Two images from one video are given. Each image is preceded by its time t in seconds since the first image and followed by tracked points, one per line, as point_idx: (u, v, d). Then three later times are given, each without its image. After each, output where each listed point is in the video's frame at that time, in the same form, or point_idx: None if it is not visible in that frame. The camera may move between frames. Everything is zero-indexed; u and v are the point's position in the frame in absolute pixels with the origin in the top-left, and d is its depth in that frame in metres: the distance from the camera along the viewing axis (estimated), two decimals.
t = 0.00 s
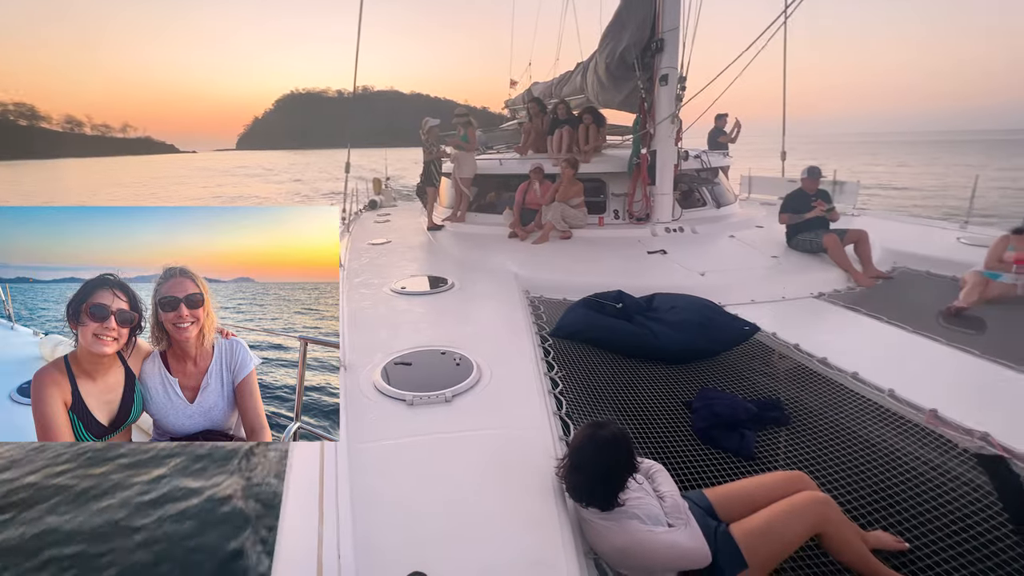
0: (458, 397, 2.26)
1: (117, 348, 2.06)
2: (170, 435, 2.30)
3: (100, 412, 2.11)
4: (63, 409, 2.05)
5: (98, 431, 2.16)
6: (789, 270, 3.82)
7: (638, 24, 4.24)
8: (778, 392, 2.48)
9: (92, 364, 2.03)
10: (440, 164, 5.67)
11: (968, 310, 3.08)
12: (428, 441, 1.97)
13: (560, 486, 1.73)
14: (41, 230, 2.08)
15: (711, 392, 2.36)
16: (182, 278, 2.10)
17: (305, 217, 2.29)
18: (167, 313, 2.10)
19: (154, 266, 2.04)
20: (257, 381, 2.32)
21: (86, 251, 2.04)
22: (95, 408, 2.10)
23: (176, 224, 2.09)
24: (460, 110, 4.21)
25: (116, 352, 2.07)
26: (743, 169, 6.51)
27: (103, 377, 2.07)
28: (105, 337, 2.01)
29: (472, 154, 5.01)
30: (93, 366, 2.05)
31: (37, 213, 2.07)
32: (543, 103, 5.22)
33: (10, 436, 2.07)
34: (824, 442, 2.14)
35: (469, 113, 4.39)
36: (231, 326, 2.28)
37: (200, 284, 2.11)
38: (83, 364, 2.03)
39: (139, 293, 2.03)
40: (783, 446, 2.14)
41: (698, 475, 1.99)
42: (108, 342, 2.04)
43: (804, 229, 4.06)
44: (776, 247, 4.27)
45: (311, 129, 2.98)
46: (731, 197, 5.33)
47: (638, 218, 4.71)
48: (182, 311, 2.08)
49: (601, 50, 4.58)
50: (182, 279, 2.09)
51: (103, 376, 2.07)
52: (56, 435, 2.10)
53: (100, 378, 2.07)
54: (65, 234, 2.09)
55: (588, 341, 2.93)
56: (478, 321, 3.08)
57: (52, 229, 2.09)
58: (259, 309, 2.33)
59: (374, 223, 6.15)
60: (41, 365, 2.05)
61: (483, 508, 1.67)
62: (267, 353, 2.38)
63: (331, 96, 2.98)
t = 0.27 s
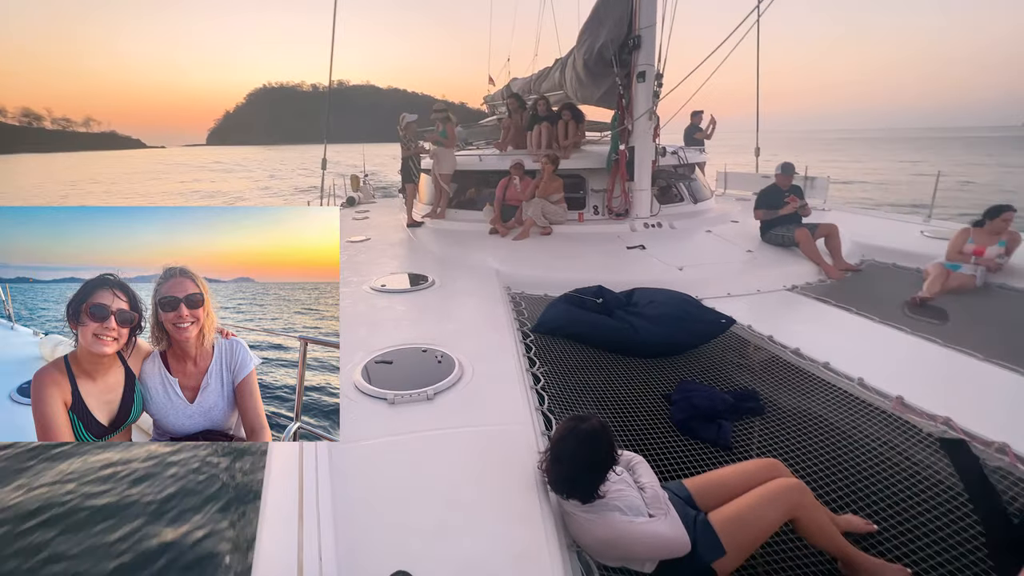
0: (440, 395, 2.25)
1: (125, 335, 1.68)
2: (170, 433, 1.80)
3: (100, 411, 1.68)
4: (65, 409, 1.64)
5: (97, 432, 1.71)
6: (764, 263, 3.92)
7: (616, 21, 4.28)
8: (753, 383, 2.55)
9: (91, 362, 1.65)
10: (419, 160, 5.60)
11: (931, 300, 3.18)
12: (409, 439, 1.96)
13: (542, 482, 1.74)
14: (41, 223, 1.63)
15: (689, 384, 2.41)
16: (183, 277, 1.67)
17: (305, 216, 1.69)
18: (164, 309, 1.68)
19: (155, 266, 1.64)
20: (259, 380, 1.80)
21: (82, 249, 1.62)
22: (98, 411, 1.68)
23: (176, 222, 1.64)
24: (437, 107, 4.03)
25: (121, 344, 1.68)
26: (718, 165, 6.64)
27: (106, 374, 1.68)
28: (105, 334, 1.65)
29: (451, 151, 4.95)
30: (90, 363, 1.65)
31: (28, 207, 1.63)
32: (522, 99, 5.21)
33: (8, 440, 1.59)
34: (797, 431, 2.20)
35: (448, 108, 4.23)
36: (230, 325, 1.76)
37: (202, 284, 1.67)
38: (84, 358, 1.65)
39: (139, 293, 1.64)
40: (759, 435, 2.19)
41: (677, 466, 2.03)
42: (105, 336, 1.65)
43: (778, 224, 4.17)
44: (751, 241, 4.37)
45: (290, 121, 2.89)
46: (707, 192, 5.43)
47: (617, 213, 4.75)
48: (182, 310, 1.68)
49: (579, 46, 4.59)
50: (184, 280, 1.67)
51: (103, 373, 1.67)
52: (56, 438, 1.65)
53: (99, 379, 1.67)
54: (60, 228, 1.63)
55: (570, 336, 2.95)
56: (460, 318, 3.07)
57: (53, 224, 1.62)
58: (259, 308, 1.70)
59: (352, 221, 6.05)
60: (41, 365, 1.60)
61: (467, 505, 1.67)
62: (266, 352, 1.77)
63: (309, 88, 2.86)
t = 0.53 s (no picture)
0: (422, 394, 2.24)
1: (125, 335, 1.64)
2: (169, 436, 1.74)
3: (100, 412, 1.64)
4: (64, 408, 1.60)
5: (97, 432, 1.66)
6: (740, 258, 4.01)
7: (593, 19, 4.29)
8: (731, 376, 2.61)
9: (92, 362, 1.61)
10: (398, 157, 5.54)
11: (898, 292, 3.29)
12: (392, 440, 1.94)
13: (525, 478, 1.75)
14: (45, 226, 1.64)
15: (669, 378, 2.45)
16: (183, 277, 1.66)
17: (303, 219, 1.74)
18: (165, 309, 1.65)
19: (155, 266, 1.63)
20: (259, 380, 1.79)
21: (83, 250, 1.62)
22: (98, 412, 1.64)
23: (176, 221, 1.65)
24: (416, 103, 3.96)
25: (121, 344, 1.64)
26: (694, 163, 6.75)
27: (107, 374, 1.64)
28: (104, 335, 1.61)
29: (431, 149, 4.92)
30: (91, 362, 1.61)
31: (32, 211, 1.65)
32: (501, 96, 5.20)
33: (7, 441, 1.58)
34: (773, 421, 2.26)
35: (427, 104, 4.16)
36: (231, 325, 1.74)
37: (202, 284, 1.67)
38: (84, 357, 1.61)
39: (139, 293, 1.62)
40: (736, 426, 2.25)
41: (658, 459, 2.06)
42: (105, 336, 1.61)
43: (753, 220, 4.26)
44: (728, 237, 4.46)
45: (265, 118, 2.83)
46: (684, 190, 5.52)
47: (596, 211, 4.78)
48: (182, 310, 1.66)
49: (557, 43, 4.59)
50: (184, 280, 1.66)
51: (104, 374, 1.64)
52: (56, 438, 1.62)
53: (99, 378, 1.63)
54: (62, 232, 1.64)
55: (551, 333, 2.97)
56: (442, 316, 3.06)
57: (57, 227, 1.64)
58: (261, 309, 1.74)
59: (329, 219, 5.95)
60: (41, 366, 1.58)
61: (451, 503, 1.67)
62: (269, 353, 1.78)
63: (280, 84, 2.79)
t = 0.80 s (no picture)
0: (406, 395, 2.23)
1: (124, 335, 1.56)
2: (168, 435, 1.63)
3: (100, 412, 1.56)
4: (63, 409, 1.54)
5: (97, 433, 1.56)
6: (718, 255, 4.09)
7: (572, 19, 4.31)
8: (711, 370, 2.66)
9: (94, 362, 1.55)
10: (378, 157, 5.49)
11: (870, 287, 3.39)
12: (375, 441, 1.92)
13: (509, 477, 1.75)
14: (51, 228, 1.64)
15: (651, 374, 2.49)
16: (183, 277, 1.61)
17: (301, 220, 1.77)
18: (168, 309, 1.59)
19: (155, 266, 1.60)
20: (259, 380, 1.68)
21: (85, 250, 1.61)
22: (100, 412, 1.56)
23: (176, 222, 1.65)
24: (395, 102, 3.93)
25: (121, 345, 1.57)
26: (673, 162, 6.84)
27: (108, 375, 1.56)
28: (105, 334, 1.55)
29: (411, 148, 4.88)
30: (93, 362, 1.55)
31: (37, 212, 1.65)
32: (482, 96, 5.20)
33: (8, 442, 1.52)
34: (752, 413, 2.32)
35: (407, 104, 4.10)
36: (231, 324, 1.66)
37: (202, 284, 1.62)
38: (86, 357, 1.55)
39: (139, 294, 1.57)
40: (717, 420, 2.29)
41: (641, 454, 2.09)
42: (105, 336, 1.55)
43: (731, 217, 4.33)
44: (706, 235, 4.54)
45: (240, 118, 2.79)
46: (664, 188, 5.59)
47: (578, 210, 4.81)
48: (182, 310, 1.59)
49: (537, 42, 4.61)
50: (184, 280, 1.61)
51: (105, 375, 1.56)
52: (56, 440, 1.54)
53: (99, 380, 1.55)
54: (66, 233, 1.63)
55: (535, 332, 2.98)
56: (425, 316, 3.04)
57: (63, 227, 1.64)
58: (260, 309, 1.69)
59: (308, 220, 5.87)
60: (41, 366, 1.53)
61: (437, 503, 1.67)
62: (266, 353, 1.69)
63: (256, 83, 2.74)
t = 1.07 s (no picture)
0: (389, 397, 2.21)
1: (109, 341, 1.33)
2: (168, 438, 1.43)
3: (100, 410, 1.33)
4: (68, 422, 1.30)
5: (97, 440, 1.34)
6: (697, 253, 4.16)
7: (552, 18, 4.35)
8: (691, 365, 2.71)
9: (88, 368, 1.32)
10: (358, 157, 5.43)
11: (842, 282, 3.50)
12: (358, 443, 1.91)
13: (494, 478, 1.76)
14: (41, 228, 1.37)
15: (634, 371, 2.52)
16: (184, 276, 1.41)
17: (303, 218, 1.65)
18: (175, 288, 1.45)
19: (154, 265, 1.40)
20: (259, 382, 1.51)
21: (72, 246, 1.35)
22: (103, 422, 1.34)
23: (172, 214, 1.49)
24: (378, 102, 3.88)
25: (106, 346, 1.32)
26: (652, 161, 6.93)
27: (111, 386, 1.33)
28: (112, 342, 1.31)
29: (392, 149, 4.79)
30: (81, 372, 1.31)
31: None
32: (463, 95, 5.19)
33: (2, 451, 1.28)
34: (732, 407, 2.37)
35: (387, 104, 4.09)
36: (232, 324, 1.48)
37: (203, 284, 1.44)
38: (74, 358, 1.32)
39: (140, 293, 1.34)
40: (697, 414, 2.33)
41: (624, 450, 2.11)
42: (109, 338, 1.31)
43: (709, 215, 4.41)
44: (686, 233, 4.60)
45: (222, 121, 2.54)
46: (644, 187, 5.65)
47: (560, 208, 4.83)
48: (183, 310, 1.39)
49: (518, 42, 4.62)
50: None
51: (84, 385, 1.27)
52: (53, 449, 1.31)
53: (104, 394, 1.33)
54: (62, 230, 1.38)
55: (518, 331, 2.99)
56: (408, 317, 3.02)
57: (35, 220, 1.37)
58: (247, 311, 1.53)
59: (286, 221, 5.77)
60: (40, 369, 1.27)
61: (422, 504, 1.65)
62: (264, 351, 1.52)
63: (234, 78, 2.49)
